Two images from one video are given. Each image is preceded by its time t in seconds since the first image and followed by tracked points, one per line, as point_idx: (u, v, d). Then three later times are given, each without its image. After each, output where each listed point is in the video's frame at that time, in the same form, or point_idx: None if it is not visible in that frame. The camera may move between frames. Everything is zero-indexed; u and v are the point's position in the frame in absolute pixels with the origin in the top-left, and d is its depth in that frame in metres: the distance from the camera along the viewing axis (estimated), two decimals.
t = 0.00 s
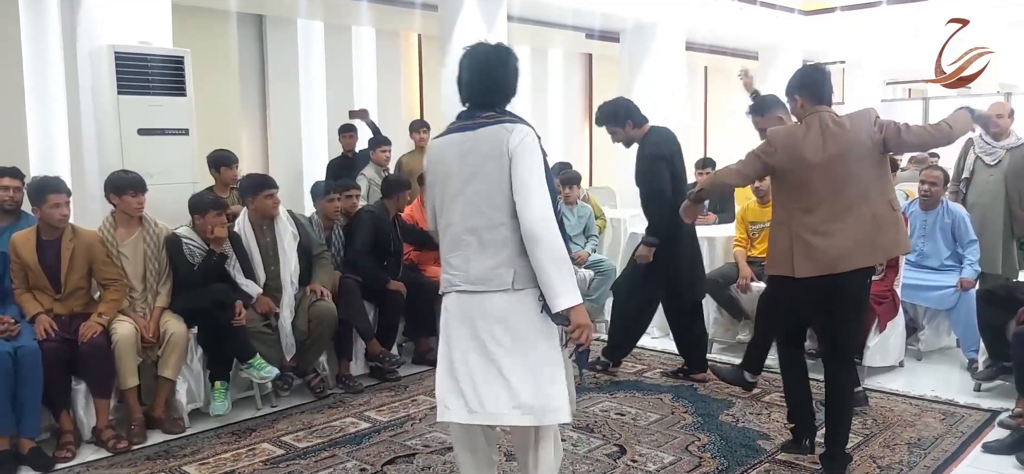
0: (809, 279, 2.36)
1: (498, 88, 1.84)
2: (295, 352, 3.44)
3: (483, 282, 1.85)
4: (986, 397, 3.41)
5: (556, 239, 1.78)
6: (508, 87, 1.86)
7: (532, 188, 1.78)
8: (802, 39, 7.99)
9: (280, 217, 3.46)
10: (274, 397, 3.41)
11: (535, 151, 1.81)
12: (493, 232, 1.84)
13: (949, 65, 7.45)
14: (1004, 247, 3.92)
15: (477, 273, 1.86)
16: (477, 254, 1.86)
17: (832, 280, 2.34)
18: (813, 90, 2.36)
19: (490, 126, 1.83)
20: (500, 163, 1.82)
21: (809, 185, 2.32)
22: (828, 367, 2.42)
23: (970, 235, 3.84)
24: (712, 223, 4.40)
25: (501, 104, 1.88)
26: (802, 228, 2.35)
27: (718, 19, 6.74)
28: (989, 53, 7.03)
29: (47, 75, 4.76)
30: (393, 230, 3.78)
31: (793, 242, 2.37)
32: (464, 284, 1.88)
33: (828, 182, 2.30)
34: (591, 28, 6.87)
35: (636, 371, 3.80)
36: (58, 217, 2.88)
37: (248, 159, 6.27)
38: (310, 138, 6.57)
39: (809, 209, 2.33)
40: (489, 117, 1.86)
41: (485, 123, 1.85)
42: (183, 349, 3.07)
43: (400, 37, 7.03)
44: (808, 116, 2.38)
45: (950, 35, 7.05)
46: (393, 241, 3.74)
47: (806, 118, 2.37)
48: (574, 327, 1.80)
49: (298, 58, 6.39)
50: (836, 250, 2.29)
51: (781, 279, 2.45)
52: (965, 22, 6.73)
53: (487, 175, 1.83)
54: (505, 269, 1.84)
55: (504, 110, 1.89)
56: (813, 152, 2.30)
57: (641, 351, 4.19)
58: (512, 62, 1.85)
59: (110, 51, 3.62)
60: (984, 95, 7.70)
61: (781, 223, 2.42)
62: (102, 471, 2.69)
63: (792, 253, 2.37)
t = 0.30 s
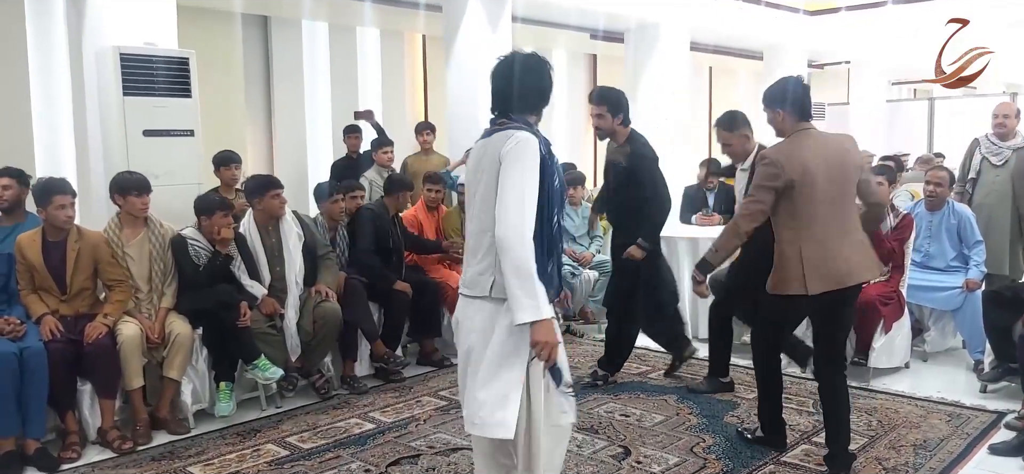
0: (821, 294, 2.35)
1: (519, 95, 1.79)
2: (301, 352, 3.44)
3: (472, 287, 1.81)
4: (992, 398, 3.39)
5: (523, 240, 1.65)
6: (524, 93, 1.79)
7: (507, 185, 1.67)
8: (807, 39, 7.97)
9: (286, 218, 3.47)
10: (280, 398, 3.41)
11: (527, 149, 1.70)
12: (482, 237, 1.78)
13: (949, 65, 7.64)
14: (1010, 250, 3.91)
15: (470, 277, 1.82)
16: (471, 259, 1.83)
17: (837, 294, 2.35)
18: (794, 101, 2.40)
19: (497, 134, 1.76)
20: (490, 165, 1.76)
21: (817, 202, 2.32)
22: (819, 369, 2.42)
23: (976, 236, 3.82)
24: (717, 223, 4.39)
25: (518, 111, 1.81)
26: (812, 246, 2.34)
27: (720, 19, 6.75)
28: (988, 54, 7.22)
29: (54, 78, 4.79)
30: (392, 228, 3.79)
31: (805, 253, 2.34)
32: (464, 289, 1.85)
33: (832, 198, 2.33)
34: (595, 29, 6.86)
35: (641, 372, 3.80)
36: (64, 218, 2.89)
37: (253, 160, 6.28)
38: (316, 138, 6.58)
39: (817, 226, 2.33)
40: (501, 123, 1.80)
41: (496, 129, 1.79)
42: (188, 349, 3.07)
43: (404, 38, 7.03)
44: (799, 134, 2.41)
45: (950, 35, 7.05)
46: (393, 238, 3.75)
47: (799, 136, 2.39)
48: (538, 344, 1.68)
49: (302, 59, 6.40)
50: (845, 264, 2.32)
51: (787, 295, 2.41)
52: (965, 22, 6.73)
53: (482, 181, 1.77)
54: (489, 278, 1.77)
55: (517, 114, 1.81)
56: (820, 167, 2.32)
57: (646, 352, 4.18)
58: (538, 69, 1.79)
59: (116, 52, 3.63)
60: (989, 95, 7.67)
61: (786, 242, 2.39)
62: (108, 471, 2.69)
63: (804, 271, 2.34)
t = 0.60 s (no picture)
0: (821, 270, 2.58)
1: (550, 90, 1.65)
2: (306, 352, 3.44)
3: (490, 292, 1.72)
4: (998, 399, 3.38)
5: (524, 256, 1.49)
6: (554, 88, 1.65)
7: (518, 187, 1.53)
8: (812, 39, 7.96)
9: (291, 219, 3.48)
10: (285, 399, 3.42)
11: (542, 150, 1.55)
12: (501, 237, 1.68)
13: (949, 65, 7.55)
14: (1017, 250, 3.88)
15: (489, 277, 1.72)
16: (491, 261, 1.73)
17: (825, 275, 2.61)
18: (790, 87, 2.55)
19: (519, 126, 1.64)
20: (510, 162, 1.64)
21: (817, 184, 2.55)
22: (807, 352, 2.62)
23: (982, 236, 3.82)
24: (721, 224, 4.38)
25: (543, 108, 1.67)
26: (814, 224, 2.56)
27: (725, 19, 6.74)
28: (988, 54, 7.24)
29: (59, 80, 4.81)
30: (391, 227, 3.80)
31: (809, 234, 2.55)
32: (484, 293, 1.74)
33: (823, 182, 2.58)
34: (600, 29, 6.86)
35: (646, 373, 3.79)
36: (70, 219, 2.90)
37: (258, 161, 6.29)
38: (320, 139, 6.58)
39: (815, 206, 2.57)
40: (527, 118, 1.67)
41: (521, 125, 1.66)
42: (194, 350, 3.08)
43: (409, 39, 7.04)
44: (790, 120, 2.60)
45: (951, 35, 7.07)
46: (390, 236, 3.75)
47: (795, 122, 2.58)
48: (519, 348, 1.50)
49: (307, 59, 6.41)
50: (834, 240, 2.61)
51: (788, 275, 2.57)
52: (965, 22, 6.75)
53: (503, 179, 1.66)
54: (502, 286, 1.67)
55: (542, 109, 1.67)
56: (821, 153, 2.54)
57: (650, 353, 4.18)
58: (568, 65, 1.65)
59: (121, 53, 3.64)
60: (994, 94, 7.66)
61: (788, 220, 2.56)
62: (114, 471, 2.70)
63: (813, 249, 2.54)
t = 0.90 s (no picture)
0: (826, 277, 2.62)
1: (583, 96, 1.75)
2: (312, 357, 3.44)
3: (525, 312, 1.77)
4: (1007, 404, 3.36)
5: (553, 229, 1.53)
6: (586, 95, 1.74)
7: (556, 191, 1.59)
8: (819, 43, 7.94)
9: (298, 223, 3.48)
10: (291, 403, 3.43)
11: (577, 155, 1.61)
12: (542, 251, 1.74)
13: (949, 64, 7.67)
14: None
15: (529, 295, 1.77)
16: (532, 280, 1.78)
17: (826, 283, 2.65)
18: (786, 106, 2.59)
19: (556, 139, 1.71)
20: (547, 175, 1.70)
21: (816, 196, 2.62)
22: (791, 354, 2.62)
23: (990, 240, 3.79)
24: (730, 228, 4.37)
25: (582, 113, 1.75)
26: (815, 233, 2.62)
27: (731, 23, 6.72)
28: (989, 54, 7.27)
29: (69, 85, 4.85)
30: (396, 231, 3.81)
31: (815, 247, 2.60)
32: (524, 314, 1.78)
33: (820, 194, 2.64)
34: (606, 34, 6.87)
35: (652, 377, 3.78)
36: (78, 224, 2.91)
37: (265, 165, 6.31)
38: (327, 143, 6.60)
39: (815, 217, 2.64)
40: (564, 127, 1.74)
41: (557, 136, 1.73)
42: (201, 354, 3.09)
43: (415, 44, 7.06)
44: (785, 135, 2.66)
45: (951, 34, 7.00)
46: (396, 240, 3.77)
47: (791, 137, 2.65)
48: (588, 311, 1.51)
49: (314, 64, 6.43)
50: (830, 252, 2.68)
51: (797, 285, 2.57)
52: (965, 22, 6.69)
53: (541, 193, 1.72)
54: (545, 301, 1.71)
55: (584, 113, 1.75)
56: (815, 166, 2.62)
57: (657, 357, 4.17)
58: (600, 70, 1.74)
59: (129, 59, 3.66)
60: (1002, 98, 7.62)
61: (794, 231, 2.60)
62: None
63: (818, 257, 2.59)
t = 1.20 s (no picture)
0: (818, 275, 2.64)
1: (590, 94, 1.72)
2: (312, 362, 3.44)
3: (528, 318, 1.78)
4: (1007, 408, 3.36)
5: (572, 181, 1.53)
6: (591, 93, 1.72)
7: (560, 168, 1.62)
8: (818, 47, 7.94)
9: (298, 229, 3.49)
10: (291, 408, 3.43)
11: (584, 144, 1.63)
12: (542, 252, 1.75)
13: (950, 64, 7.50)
14: None
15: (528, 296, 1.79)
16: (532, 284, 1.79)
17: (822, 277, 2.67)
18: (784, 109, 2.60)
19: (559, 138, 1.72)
20: (548, 171, 1.72)
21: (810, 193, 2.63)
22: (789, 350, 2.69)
23: (989, 244, 3.80)
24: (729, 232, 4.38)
25: (584, 111, 1.75)
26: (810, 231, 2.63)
27: (731, 28, 6.72)
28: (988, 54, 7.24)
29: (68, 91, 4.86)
30: (394, 237, 3.82)
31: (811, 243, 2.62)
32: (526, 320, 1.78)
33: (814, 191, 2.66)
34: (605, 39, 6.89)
35: (652, 382, 3.78)
36: (78, 231, 2.92)
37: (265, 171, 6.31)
38: (327, 149, 6.61)
39: (811, 214, 2.65)
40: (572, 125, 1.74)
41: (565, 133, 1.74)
42: (201, 359, 3.09)
43: (415, 49, 7.07)
44: (782, 135, 2.66)
45: (950, 35, 6.87)
46: (392, 243, 3.78)
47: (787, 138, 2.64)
48: (610, 127, 1.44)
49: (314, 70, 6.44)
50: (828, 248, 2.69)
51: (787, 283, 2.61)
52: (965, 22, 6.55)
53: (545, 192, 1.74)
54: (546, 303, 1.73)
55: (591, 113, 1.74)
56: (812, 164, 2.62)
57: (658, 362, 4.17)
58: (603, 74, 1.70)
59: (129, 65, 3.67)
60: (1001, 102, 7.63)
61: (789, 228, 2.62)
62: None
63: (811, 251, 2.61)
